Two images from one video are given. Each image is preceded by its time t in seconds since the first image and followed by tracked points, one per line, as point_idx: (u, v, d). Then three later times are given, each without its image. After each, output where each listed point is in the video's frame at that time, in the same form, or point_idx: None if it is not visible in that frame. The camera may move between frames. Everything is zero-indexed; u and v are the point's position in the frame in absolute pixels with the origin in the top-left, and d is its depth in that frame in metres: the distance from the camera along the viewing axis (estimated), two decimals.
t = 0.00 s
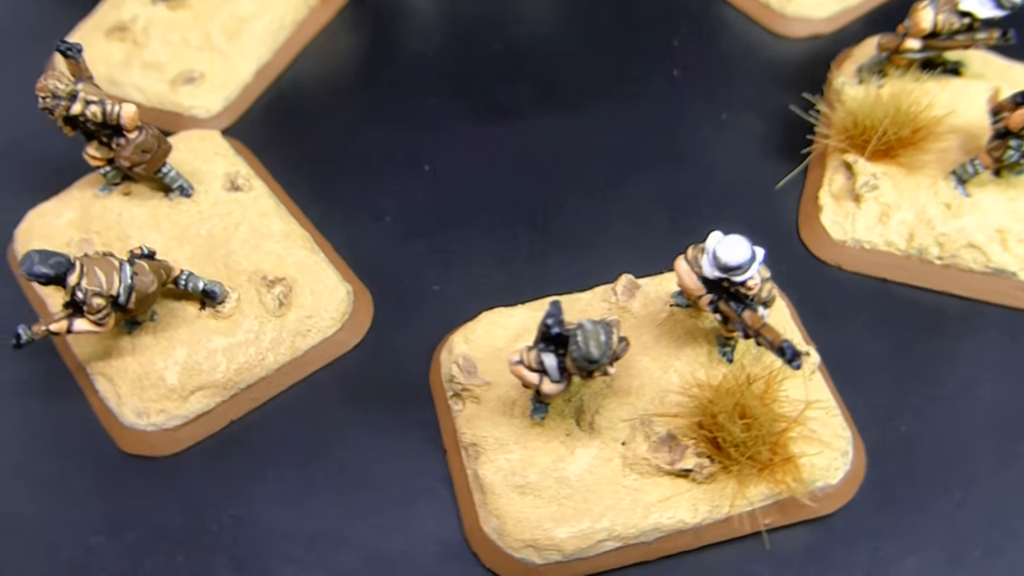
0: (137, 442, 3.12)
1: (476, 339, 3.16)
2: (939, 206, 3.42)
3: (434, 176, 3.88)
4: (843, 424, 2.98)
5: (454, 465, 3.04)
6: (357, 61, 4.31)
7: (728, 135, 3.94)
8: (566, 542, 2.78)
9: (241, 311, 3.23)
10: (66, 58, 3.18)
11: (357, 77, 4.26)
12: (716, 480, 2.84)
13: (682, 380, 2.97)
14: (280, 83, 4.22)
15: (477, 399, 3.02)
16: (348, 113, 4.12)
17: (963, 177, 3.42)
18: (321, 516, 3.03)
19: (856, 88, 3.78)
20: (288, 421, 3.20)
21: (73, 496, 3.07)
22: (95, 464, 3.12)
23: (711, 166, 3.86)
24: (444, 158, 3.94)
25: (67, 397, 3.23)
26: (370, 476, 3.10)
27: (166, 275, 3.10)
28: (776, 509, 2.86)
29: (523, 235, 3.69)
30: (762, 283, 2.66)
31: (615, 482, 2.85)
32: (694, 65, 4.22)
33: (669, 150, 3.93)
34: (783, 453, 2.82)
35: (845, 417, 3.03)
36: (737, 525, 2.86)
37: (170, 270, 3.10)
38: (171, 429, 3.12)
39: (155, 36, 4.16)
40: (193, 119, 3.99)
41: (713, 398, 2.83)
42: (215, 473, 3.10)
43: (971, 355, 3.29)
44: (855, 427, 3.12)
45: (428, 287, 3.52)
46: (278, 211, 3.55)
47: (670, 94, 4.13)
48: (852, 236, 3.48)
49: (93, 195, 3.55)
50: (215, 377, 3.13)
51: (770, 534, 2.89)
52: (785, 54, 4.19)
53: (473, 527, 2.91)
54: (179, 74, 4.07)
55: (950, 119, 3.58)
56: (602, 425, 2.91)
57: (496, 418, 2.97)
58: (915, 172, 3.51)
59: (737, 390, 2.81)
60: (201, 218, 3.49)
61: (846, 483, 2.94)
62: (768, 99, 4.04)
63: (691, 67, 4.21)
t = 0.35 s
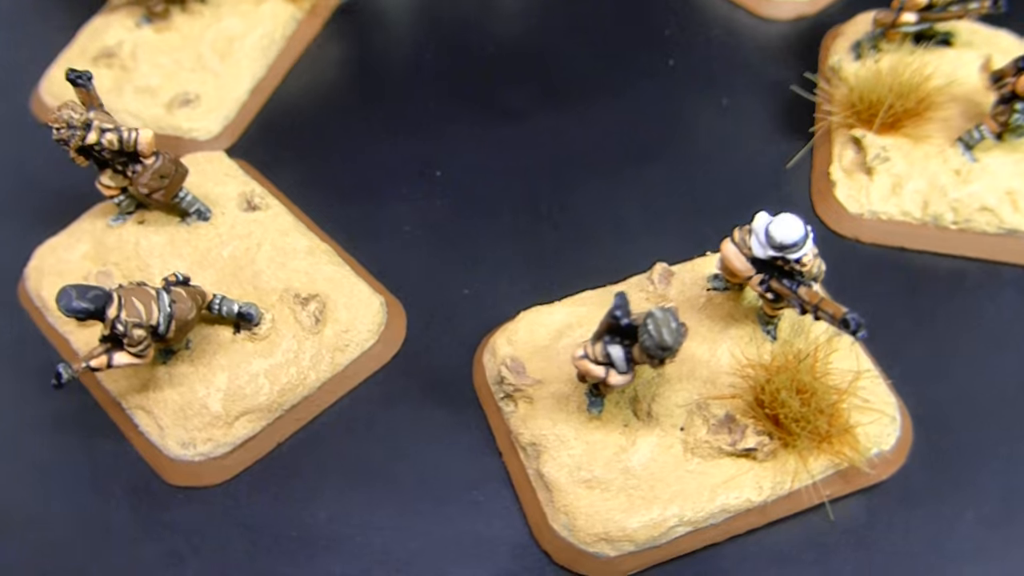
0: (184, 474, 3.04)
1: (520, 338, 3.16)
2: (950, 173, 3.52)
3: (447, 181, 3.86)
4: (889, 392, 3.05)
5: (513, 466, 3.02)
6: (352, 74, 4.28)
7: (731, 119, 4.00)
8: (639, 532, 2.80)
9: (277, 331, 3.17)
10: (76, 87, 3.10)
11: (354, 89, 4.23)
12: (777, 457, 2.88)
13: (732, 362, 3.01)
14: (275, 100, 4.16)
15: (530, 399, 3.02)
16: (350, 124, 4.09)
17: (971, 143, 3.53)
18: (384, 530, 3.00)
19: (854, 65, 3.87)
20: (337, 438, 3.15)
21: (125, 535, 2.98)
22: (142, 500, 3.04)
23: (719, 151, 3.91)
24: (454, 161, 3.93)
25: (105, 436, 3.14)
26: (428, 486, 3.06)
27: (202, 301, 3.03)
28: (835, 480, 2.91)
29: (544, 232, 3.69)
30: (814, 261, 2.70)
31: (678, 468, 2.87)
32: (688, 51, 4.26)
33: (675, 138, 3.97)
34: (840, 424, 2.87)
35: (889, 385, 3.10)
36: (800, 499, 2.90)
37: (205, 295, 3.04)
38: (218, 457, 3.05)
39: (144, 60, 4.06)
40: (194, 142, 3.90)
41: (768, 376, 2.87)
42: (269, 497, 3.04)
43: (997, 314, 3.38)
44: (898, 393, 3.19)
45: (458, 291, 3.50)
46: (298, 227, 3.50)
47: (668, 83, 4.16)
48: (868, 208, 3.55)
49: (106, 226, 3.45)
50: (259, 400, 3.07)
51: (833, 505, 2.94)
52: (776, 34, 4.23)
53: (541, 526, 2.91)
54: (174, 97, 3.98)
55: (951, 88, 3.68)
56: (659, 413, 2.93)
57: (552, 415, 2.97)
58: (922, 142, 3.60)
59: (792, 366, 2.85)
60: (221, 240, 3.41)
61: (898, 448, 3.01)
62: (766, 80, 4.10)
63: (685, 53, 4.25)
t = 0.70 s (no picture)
0: (232, 498, 2.98)
1: (558, 335, 3.18)
2: (955, 144, 3.60)
3: (458, 185, 3.85)
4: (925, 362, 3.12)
5: (564, 462, 3.02)
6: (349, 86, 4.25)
7: (732, 106, 4.05)
8: (700, 517, 2.82)
9: (313, 347, 3.13)
10: (90, 112, 3.02)
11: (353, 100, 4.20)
12: (826, 432, 2.93)
13: (772, 342, 3.05)
14: (274, 116, 4.11)
15: (576, 395, 3.02)
16: (354, 135, 4.06)
17: (972, 113, 3.62)
18: (442, 537, 2.97)
19: (850, 45, 3.95)
20: (382, 449, 3.12)
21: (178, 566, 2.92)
22: (192, 529, 2.98)
23: (724, 137, 3.96)
24: (464, 164, 3.92)
25: (146, 467, 3.08)
26: (480, 488, 3.05)
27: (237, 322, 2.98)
28: (883, 451, 2.97)
29: (563, 228, 3.70)
30: (853, 237, 2.75)
31: (732, 451, 2.90)
32: (680, 41, 4.30)
33: (679, 127, 4.01)
34: (885, 395, 2.93)
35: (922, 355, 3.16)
36: (850, 472, 2.95)
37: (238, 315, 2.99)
38: (265, 478, 3.00)
39: (137, 81, 3.97)
40: (198, 162, 3.82)
41: (812, 353, 2.92)
42: (322, 513, 3.00)
43: (1015, 276, 3.46)
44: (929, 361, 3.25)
45: (485, 293, 3.49)
46: (318, 241, 3.45)
47: (665, 74, 4.20)
48: (878, 183, 3.62)
49: (122, 254, 3.37)
50: (302, 418, 3.03)
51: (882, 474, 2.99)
52: (765, 18, 4.29)
53: (600, 519, 2.91)
54: (172, 118, 3.90)
55: (948, 62, 3.78)
56: (707, 398, 2.96)
57: (601, 409, 2.98)
58: (925, 116, 3.69)
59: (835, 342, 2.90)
60: (242, 260, 3.36)
61: (939, 415, 3.07)
62: (762, 65, 4.15)
63: (678, 44, 4.29)
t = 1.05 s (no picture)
0: (291, 521, 2.93)
1: (600, 329, 3.20)
2: (955, 113, 3.71)
3: (473, 188, 3.84)
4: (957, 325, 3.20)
5: (620, 453, 3.03)
6: (346, 97, 4.20)
7: (731, 91, 4.11)
8: (765, 495, 2.86)
9: (356, 361, 3.10)
10: (110, 139, 2.94)
11: (353, 111, 4.16)
12: (874, 401, 3.00)
13: (812, 319, 3.11)
14: (275, 133, 4.04)
15: (627, 386, 3.05)
16: (358, 146, 4.02)
17: (969, 81, 3.74)
18: (508, 541, 2.95)
19: (841, 24, 4.04)
20: (435, 458, 3.09)
21: None
22: (253, 558, 2.92)
23: (727, 122, 4.02)
24: (475, 168, 3.91)
25: (196, 499, 3.01)
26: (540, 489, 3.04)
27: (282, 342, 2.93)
28: (930, 414, 3.04)
29: (583, 223, 3.71)
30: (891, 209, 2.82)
31: (786, 428, 2.95)
32: (672, 30, 4.34)
33: (683, 115, 4.06)
34: (928, 360, 3.00)
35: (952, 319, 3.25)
36: (900, 438, 3.01)
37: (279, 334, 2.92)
38: (323, 498, 2.95)
39: (133, 107, 3.88)
40: (205, 183, 3.75)
41: (855, 326, 2.98)
42: (384, 529, 2.97)
43: None
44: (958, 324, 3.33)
45: (516, 294, 3.49)
46: (344, 255, 3.41)
47: (661, 64, 4.24)
48: (885, 156, 3.71)
49: (145, 283, 3.29)
50: (355, 434, 2.99)
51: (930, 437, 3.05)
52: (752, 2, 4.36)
53: (664, 507, 2.93)
54: (174, 141, 3.83)
55: (939, 34, 3.89)
56: (757, 377, 3.00)
57: (654, 398, 3.00)
58: (923, 88, 3.79)
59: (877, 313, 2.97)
60: (269, 280, 3.30)
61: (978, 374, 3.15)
62: (755, 49, 4.22)
63: (669, 33, 4.34)
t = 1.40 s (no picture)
0: (349, 537, 2.89)
1: (635, 321, 3.23)
2: (951, 85, 3.81)
3: (486, 189, 3.83)
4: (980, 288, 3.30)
5: (669, 440, 3.06)
6: (345, 108, 4.17)
7: (727, 78, 4.17)
8: (818, 469, 2.91)
9: (399, 369, 3.08)
10: (134, 163, 2.88)
11: (354, 121, 4.12)
12: (912, 369, 3.07)
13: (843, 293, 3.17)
14: (277, 147, 3.99)
15: (671, 373, 3.07)
16: (364, 157, 3.99)
17: (962, 53, 3.83)
18: (568, 538, 2.95)
19: (831, 5, 4.12)
20: (484, 461, 3.08)
21: None
22: None
23: (727, 109, 4.08)
24: (485, 169, 3.90)
25: (247, 523, 2.95)
26: (593, 483, 3.04)
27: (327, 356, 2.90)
28: (965, 376, 3.12)
29: (600, 217, 3.73)
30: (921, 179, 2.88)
31: (832, 401, 3.00)
32: (662, 21, 4.39)
33: (683, 105, 4.10)
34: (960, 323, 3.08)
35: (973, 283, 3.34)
36: (940, 401, 3.08)
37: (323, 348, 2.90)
38: (380, 511, 2.92)
39: (132, 131, 3.81)
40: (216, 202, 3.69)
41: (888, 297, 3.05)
42: (443, 537, 2.95)
43: None
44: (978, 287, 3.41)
45: (544, 291, 3.49)
46: (370, 266, 3.39)
47: (656, 55, 4.28)
48: (888, 131, 3.79)
49: (171, 308, 3.23)
50: (406, 442, 2.97)
51: (967, 399, 3.13)
52: None
53: (721, 490, 2.96)
54: (178, 162, 3.76)
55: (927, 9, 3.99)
56: (798, 355, 3.04)
57: (699, 384, 3.04)
58: (917, 62, 3.88)
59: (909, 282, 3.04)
60: (298, 295, 3.26)
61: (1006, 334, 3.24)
62: (746, 35, 4.28)
63: (660, 24, 4.38)
